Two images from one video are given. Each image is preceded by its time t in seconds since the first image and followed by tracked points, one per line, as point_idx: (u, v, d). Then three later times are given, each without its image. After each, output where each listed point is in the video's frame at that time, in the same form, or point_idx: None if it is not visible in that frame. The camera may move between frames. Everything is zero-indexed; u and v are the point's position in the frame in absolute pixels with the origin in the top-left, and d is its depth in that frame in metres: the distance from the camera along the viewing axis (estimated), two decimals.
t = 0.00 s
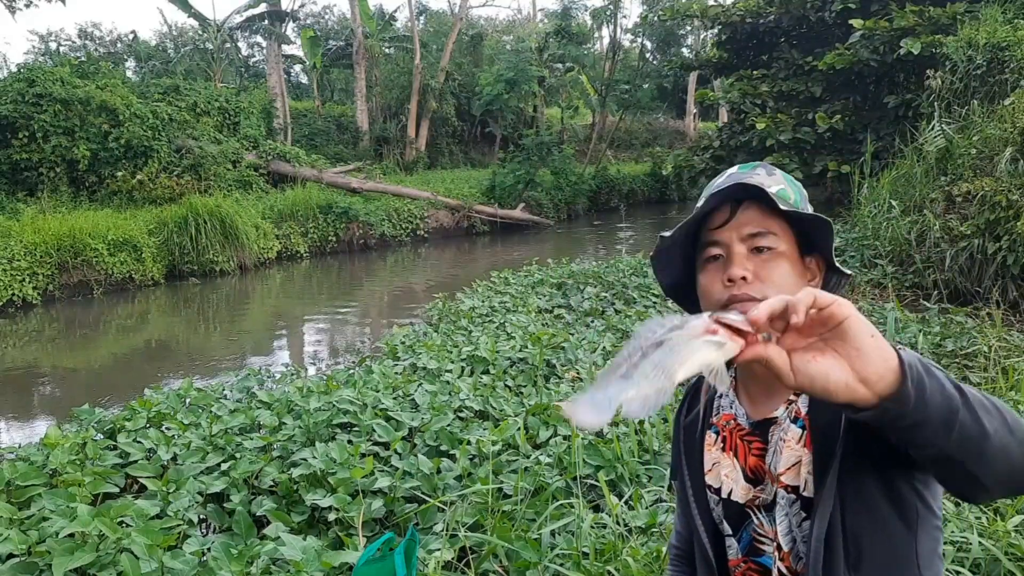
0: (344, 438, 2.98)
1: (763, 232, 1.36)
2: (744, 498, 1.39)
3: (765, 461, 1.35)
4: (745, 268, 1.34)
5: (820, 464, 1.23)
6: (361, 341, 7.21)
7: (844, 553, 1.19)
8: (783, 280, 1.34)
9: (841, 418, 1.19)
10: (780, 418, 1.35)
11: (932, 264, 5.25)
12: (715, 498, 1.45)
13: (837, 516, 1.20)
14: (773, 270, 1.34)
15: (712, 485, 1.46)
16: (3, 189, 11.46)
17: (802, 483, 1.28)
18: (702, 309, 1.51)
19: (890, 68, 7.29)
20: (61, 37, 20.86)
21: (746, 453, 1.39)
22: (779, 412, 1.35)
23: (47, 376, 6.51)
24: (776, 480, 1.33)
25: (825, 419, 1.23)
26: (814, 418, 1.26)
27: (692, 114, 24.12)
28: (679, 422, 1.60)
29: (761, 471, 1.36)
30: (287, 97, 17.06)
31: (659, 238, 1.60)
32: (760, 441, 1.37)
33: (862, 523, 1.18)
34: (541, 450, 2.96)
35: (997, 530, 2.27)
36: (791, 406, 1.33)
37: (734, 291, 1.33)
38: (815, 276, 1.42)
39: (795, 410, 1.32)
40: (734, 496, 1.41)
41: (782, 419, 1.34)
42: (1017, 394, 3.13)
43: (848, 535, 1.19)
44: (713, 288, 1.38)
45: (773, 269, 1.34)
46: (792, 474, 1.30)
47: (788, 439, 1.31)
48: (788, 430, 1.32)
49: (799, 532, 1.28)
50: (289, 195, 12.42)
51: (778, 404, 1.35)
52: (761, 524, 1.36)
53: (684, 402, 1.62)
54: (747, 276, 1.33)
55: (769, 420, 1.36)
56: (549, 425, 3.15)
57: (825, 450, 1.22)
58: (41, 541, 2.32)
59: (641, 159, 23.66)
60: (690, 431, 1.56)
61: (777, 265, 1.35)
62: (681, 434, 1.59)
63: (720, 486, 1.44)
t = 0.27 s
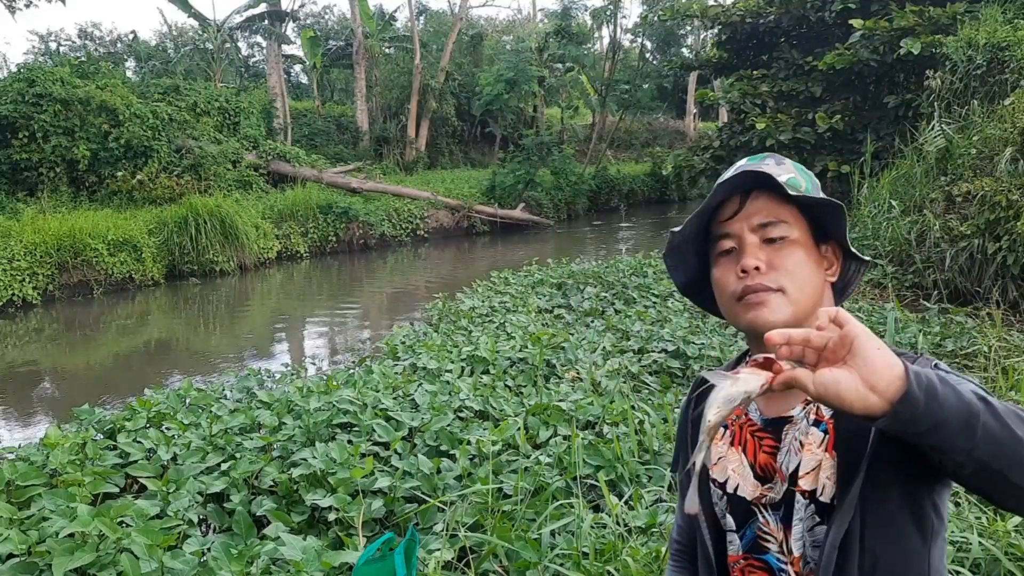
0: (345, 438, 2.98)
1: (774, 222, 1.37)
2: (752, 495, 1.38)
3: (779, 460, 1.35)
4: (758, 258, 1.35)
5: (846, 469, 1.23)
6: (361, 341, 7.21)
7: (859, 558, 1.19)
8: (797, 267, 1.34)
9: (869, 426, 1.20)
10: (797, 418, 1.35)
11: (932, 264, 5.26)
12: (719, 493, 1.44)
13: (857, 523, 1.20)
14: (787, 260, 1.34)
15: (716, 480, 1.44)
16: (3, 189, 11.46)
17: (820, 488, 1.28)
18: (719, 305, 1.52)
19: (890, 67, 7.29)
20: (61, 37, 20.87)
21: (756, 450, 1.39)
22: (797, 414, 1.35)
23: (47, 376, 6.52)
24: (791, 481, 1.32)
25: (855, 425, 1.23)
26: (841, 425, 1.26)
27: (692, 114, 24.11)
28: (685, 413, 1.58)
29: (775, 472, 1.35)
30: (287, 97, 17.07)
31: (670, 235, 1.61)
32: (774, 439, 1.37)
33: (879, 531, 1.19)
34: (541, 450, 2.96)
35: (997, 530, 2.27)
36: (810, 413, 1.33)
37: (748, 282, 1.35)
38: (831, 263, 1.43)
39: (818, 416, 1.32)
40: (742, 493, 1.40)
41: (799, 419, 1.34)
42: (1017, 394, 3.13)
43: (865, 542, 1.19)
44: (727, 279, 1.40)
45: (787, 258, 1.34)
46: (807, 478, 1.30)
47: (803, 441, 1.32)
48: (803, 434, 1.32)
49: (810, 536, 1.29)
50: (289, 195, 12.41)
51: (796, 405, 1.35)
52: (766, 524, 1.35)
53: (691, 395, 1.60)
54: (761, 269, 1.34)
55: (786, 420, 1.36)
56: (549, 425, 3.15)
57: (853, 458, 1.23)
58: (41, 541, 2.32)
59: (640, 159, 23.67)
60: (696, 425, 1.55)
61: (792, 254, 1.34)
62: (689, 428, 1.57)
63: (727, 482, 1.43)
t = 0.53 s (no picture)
0: (344, 438, 2.98)
1: (781, 224, 1.37)
2: (757, 497, 1.38)
3: (785, 462, 1.35)
4: (766, 262, 1.35)
5: (853, 472, 1.22)
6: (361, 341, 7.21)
7: (864, 562, 1.19)
8: (806, 270, 1.34)
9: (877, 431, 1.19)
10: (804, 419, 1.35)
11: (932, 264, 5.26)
12: (724, 495, 1.44)
13: (862, 528, 1.19)
14: (795, 263, 1.34)
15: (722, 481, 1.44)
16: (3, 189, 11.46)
17: (827, 491, 1.28)
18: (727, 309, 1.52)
19: (890, 67, 7.29)
20: (61, 37, 20.86)
21: (763, 451, 1.39)
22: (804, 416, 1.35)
23: (46, 376, 6.51)
24: (796, 483, 1.32)
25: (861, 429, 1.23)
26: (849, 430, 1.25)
27: (692, 114, 24.11)
28: (690, 414, 1.58)
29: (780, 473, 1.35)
30: (287, 97, 17.07)
31: (676, 240, 1.61)
32: (780, 441, 1.37)
33: (884, 537, 1.18)
34: (541, 450, 2.96)
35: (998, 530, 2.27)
36: (818, 415, 1.33)
37: (758, 287, 1.35)
38: (837, 263, 1.43)
39: (825, 419, 1.31)
40: (746, 493, 1.40)
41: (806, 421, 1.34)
42: (1017, 394, 3.13)
43: (869, 547, 1.19)
44: (735, 284, 1.39)
45: (795, 260, 1.34)
46: (813, 481, 1.30)
47: (812, 443, 1.32)
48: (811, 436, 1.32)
49: (816, 540, 1.29)
50: (289, 195, 12.41)
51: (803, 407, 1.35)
52: (771, 526, 1.36)
53: (697, 396, 1.60)
54: (770, 273, 1.34)
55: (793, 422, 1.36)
56: (549, 425, 3.15)
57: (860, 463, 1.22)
58: (41, 541, 2.32)
59: (640, 159, 23.67)
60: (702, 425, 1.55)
61: (799, 257, 1.35)
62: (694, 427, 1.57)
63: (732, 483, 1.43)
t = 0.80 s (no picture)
0: (344, 438, 2.97)
1: (785, 223, 1.37)
2: (756, 496, 1.38)
3: (781, 461, 1.34)
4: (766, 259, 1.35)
5: (843, 467, 1.22)
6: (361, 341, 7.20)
7: (862, 558, 1.18)
8: (806, 271, 1.34)
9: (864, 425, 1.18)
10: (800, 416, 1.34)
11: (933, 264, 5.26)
12: (725, 495, 1.45)
13: (857, 523, 1.19)
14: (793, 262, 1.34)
15: (723, 482, 1.45)
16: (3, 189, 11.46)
17: (820, 488, 1.28)
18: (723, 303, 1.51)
19: (890, 68, 7.29)
20: (61, 37, 20.86)
21: (760, 451, 1.38)
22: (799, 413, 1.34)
23: (46, 376, 6.51)
24: (792, 482, 1.32)
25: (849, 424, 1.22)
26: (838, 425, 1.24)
27: (692, 115, 24.12)
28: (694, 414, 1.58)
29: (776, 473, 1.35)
30: (287, 97, 17.07)
31: (677, 234, 1.60)
32: (777, 439, 1.36)
33: (880, 528, 1.17)
34: (541, 450, 2.96)
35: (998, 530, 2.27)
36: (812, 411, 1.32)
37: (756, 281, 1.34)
38: (838, 267, 1.43)
39: (818, 415, 1.31)
40: (746, 494, 1.40)
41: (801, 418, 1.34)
42: (1017, 394, 3.13)
43: (867, 541, 1.18)
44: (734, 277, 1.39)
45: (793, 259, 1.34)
46: (808, 478, 1.29)
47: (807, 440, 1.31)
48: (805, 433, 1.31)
49: (813, 537, 1.29)
50: (289, 195, 12.40)
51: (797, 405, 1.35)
52: (771, 526, 1.36)
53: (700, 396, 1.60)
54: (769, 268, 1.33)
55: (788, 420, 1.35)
56: (549, 425, 3.15)
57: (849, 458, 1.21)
58: (41, 541, 2.32)
59: (640, 159, 23.68)
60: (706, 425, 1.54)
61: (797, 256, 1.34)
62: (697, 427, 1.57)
63: (733, 483, 1.43)
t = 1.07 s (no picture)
0: (344, 438, 2.98)
1: (763, 228, 1.37)
2: (748, 495, 1.38)
3: (772, 460, 1.34)
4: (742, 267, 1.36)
5: (827, 466, 1.22)
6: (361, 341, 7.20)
7: (851, 558, 1.18)
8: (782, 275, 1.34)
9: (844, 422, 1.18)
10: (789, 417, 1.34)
11: (933, 263, 5.26)
12: (719, 494, 1.45)
13: (844, 522, 1.19)
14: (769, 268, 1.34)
15: (718, 481, 1.45)
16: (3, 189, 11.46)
17: (807, 487, 1.28)
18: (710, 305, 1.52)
19: (890, 68, 7.29)
20: (61, 37, 20.86)
21: (753, 450, 1.38)
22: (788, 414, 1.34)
23: (46, 376, 6.51)
24: (781, 482, 1.32)
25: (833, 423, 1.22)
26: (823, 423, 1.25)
27: (692, 115, 24.12)
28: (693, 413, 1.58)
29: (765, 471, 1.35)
30: (287, 97, 17.07)
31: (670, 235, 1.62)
32: (768, 439, 1.36)
33: (867, 526, 1.17)
34: (541, 450, 2.96)
35: (998, 530, 2.26)
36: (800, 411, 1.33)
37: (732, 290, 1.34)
38: (821, 267, 1.41)
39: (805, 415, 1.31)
40: (739, 493, 1.40)
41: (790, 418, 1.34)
42: (1017, 394, 3.13)
43: (855, 541, 1.18)
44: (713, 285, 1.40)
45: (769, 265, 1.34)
46: (796, 477, 1.30)
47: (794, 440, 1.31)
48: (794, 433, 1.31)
49: (802, 535, 1.28)
50: (289, 195, 12.40)
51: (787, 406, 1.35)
52: (762, 526, 1.36)
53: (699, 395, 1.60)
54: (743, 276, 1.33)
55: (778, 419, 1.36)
56: (549, 425, 3.14)
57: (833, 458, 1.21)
58: (41, 541, 2.32)
59: (640, 159, 23.69)
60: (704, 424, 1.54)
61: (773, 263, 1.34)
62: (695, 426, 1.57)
63: (726, 482, 1.43)
